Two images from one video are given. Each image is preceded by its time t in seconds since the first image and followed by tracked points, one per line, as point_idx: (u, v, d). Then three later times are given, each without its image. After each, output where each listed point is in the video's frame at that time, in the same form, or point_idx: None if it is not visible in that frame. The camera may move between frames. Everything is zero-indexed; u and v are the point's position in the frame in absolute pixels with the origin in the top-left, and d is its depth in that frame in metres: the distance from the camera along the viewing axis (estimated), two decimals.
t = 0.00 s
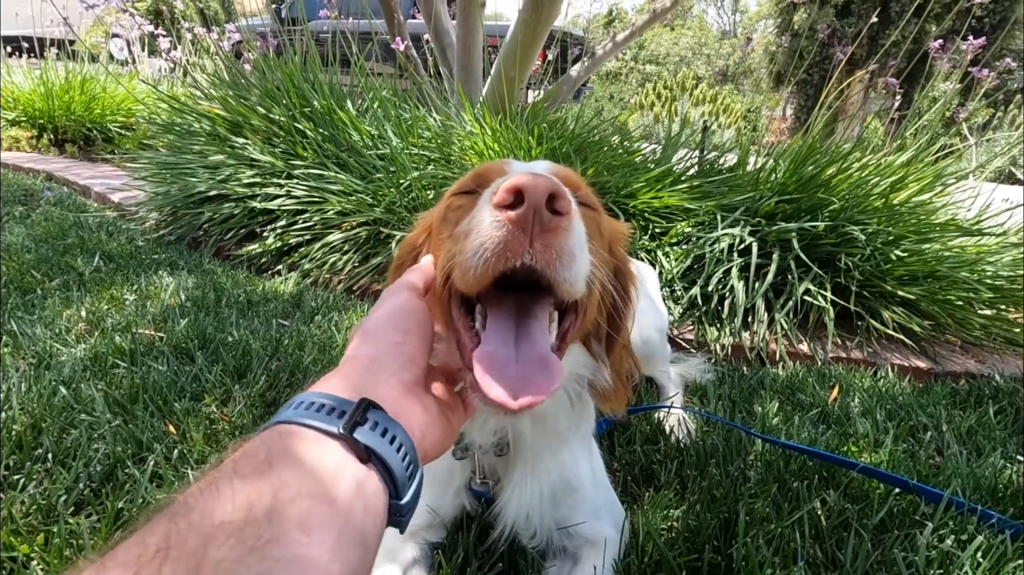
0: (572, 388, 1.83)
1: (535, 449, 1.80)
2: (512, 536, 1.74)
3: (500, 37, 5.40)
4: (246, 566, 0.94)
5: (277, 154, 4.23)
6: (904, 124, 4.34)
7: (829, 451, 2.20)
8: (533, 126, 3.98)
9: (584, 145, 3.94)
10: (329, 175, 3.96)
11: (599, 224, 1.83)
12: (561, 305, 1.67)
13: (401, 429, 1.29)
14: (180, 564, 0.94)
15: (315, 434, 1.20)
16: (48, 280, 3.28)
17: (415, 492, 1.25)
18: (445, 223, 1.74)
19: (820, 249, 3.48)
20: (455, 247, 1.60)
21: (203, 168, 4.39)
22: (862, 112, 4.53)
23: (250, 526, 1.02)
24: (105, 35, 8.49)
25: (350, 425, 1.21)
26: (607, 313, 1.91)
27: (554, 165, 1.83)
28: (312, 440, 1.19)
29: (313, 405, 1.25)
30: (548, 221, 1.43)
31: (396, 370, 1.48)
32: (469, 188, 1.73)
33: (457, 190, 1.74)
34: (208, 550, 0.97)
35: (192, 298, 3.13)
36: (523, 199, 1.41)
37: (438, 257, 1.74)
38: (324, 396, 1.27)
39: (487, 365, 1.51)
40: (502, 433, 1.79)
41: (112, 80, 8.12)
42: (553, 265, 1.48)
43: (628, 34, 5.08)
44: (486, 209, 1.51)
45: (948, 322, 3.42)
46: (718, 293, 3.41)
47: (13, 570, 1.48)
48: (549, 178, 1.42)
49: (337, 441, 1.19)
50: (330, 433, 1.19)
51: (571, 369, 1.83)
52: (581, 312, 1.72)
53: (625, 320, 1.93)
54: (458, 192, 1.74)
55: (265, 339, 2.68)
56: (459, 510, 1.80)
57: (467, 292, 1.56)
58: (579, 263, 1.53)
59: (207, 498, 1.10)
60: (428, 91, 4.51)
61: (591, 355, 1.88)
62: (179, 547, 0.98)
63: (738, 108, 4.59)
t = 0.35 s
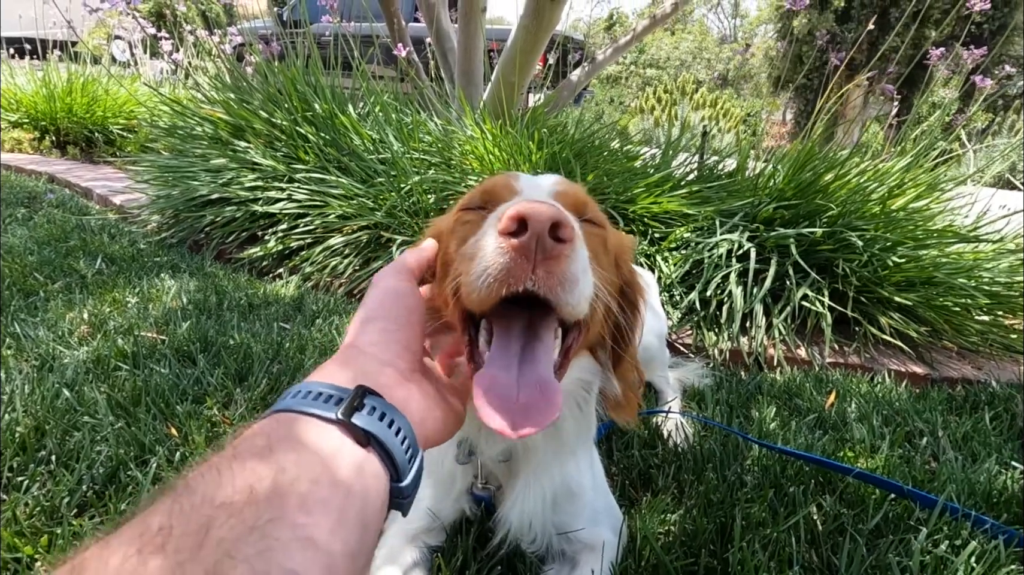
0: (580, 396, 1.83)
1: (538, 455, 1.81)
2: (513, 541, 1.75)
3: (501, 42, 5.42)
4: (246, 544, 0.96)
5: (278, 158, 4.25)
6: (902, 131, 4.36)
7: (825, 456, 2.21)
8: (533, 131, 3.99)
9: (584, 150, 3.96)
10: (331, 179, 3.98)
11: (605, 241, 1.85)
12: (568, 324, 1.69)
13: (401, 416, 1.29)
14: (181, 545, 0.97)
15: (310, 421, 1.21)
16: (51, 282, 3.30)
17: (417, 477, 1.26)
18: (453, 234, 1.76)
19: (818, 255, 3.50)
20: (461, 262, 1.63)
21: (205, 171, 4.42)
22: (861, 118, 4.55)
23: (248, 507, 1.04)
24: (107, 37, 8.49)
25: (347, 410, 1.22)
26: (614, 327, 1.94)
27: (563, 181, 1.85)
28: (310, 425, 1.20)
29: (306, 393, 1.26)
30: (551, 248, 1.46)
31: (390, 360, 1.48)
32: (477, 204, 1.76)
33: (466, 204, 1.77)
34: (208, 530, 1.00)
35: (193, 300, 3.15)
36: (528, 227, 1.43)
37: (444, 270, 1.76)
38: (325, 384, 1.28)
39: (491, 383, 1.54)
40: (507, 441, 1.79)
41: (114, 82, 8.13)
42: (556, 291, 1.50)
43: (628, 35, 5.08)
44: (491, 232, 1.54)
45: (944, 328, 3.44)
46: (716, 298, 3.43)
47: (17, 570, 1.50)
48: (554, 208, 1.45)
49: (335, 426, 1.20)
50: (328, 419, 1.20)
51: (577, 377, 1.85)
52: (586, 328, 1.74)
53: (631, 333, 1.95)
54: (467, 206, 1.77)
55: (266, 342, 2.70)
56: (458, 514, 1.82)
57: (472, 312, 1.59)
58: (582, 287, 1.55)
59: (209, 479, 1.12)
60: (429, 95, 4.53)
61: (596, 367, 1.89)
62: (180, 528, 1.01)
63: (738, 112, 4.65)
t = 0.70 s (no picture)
0: (570, 398, 1.84)
1: (531, 457, 1.81)
2: (505, 543, 1.75)
3: (501, 45, 5.43)
4: (210, 567, 0.95)
5: (277, 160, 4.26)
6: (899, 135, 4.37)
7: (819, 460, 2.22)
8: (532, 134, 4.00)
9: (582, 153, 3.96)
10: (329, 182, 3.99)
11: (587, 239, 1.82)
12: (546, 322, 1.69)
13: (370, 435, 1.31)
14: (139, 566, 0.93)
15: (278, 438, 1.22)
16: (49, 283, 3.31)
17: (383, 496, 1.27)
18: (434, 237, 1.79)
19: (815, 259, 3.51)
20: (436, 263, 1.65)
21: (204, 173, 4.43)
22: (860, 123, 4.56)
23: (211, 526, 1.03)
24: (108, 38, 8.50)
25: (315, 429, 1.23)
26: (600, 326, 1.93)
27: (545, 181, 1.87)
28: (274, 445, 1.21)
29: (281, 411, 1.27)
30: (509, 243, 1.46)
31: (368, 374, 1.50)
32: (456, 206, 1.79)
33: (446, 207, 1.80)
34: (168, 552, 0.97)
35: (191, 302, 3.15)
36: (485, 224, 1.45)
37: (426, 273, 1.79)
38: (296, 403, 1.29)
39: (460, 380, 1.53)
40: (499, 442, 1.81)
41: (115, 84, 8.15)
42: (520, 287, 1.50)
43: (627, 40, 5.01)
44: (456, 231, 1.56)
45: (941, 333, 3.45)
46: (713, 301, 3.43)
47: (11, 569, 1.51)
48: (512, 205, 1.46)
49: (302, 445, 1.21)
50: (295, 439, 1.21)
51: (565, 378, 1.84)
52: (566, 327, 1.73)
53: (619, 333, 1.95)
54: (446, 209, 1.80)
55: (263, 344, 2.70)
56: (451, 516, 1.83)
57: (442, 312, 1.60)
58: (548, 283, 1.55)
59: (167, 497, 1.10)
60: (428, 98, 4.54)
61: (586, 368, 1.88)
62: (138, 550, 0.97)
63: (738, 115, 4.66)
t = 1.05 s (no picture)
0: (568, 402, 1.84)
1: (530, 460, 1.83)
2: (505, 546, 1.77)
3: (501, 50, 5.45)
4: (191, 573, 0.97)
5: (279, 164, 4.28)
6: (898, 140, 4.39)
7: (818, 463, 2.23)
8: (533, 139, 4.02)
9: (583, 157, 3.98)
10: (331, 186, 4.01)
11: (577, 241, 1.84)
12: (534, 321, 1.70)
13: (358, 443, 1.32)
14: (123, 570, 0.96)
15: (265, 441, 1.22)
16: (52, 287, 3.33)
17: (366, 503, 1.28)
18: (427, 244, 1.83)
19: (814, 263, 3.52)
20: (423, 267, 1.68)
21: (206, 176, 4.45)
22: (859, 127, 4.58)
23: (195, 531, 1.05)
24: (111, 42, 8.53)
25: (305, 434, 1.24)
26: (596, 327, 1.94)
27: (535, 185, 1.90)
28: (265, 446, 1.22)
29: (270, 412, 1.28)
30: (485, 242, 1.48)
31: (357, 385, 1.53)
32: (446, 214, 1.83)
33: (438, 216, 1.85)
34: (152, 554, 1.01)
35: (193, 305, 3.17)
36: (460, 223, 1.47)
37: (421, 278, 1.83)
38: (286, 404, 1.30)
39: (444, 376, 1.54)
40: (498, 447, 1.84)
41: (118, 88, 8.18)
42: (498, 285, 1.52)
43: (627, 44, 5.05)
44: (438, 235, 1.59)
45: (940, 337, 3.46)
46: (712, 305, 3.45)
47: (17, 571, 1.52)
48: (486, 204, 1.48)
49: (292, 450, 1.22)
50: (284, 443, 1.22)
51: (560, 384, 1.84)
52: (556, 327, 1.74)
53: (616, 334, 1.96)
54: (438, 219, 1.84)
55: (265, 347, 2.71)
56: (451, 519, 1.85)
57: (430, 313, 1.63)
58: (528, 280, 1.56)
59: (152, 498, 1.13)
60: (429, 103, 4.56)
61: (584, 369, 1.89)
62: (123, 552, 1.01)
63: (738, 119, 4.69)
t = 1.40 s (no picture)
0: (567, 414, 1.81)
1: (533, 468, 1.81)
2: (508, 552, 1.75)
3: (502, 52, 5.43)
4: None
5: (280, 166, 4.26)
6: (900, 142, 4.38)
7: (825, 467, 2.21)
8: (534, 141, 4.00)
9: (585, 159, 3.96)
10: (332, 188, 3.99)
11: (571, 262, 1.79)
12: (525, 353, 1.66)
13: (350, 489, 1.33)
14: None
15: (260, 487, 1.24)
16: (52, 289, 3.30)
17: (357, 548, 1.29)
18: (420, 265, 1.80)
19: (818, 265, 3.50)
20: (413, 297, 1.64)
21: (207, 178, 4.43)
22: (861, 128, 4.56)
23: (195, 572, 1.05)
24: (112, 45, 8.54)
25: (298, 478, 1.26)
26: (589, 345, 1.90)
27: (530, 201, 1.84)
28: (260, 492, 1.23)
29: (262, 459, 1.30)
30: (472, 289, 1.42)
31: (346, 431, 1.54)
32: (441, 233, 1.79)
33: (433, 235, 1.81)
34: None
35: (195, 308, 3.15)
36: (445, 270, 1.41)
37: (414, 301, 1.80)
38: (277, 451, 1.32)
39: (431, 417, 1.53)
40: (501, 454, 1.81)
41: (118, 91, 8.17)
42: (485, 330, 1.47)
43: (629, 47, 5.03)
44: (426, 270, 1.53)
45: (945, 339, 3.44)
46: (716, 308, 3.42)
47: None
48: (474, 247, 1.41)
49: (286, 494, 1.24)
50: (279, 487, 1.24)
51: (562, 394, 1.81)
52: (547, 354, 1.70)
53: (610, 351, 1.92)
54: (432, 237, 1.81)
55: (266, 349, 2.69)
56: (454, 525, 1.82)
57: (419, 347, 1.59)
58: (518, 323, 1.51)
59: (147, 545, 1.12)
60: (431, 105, 4.54)
61: (580, 384, 1.84)
62: None
63: (739, 121, 4.68)
